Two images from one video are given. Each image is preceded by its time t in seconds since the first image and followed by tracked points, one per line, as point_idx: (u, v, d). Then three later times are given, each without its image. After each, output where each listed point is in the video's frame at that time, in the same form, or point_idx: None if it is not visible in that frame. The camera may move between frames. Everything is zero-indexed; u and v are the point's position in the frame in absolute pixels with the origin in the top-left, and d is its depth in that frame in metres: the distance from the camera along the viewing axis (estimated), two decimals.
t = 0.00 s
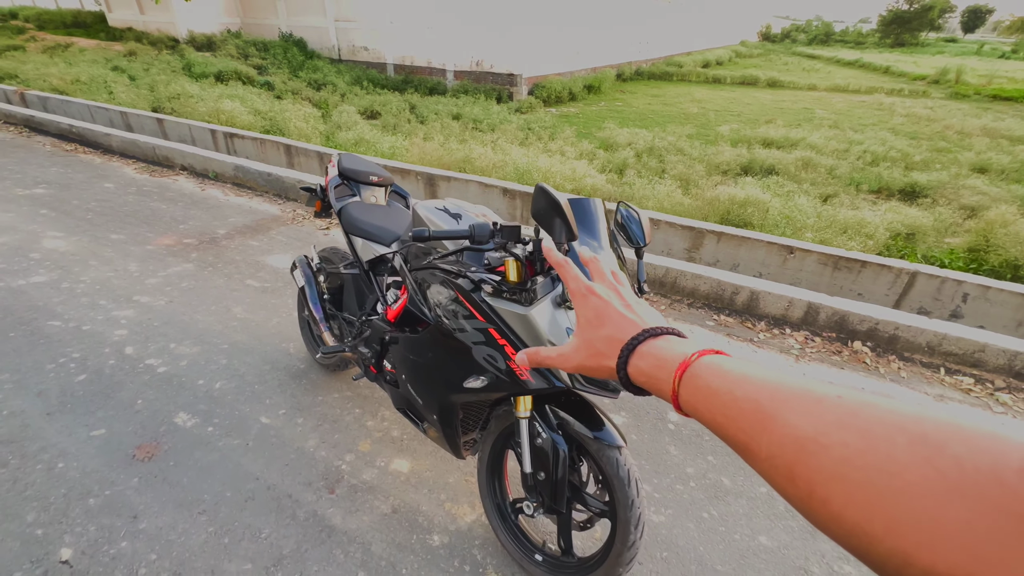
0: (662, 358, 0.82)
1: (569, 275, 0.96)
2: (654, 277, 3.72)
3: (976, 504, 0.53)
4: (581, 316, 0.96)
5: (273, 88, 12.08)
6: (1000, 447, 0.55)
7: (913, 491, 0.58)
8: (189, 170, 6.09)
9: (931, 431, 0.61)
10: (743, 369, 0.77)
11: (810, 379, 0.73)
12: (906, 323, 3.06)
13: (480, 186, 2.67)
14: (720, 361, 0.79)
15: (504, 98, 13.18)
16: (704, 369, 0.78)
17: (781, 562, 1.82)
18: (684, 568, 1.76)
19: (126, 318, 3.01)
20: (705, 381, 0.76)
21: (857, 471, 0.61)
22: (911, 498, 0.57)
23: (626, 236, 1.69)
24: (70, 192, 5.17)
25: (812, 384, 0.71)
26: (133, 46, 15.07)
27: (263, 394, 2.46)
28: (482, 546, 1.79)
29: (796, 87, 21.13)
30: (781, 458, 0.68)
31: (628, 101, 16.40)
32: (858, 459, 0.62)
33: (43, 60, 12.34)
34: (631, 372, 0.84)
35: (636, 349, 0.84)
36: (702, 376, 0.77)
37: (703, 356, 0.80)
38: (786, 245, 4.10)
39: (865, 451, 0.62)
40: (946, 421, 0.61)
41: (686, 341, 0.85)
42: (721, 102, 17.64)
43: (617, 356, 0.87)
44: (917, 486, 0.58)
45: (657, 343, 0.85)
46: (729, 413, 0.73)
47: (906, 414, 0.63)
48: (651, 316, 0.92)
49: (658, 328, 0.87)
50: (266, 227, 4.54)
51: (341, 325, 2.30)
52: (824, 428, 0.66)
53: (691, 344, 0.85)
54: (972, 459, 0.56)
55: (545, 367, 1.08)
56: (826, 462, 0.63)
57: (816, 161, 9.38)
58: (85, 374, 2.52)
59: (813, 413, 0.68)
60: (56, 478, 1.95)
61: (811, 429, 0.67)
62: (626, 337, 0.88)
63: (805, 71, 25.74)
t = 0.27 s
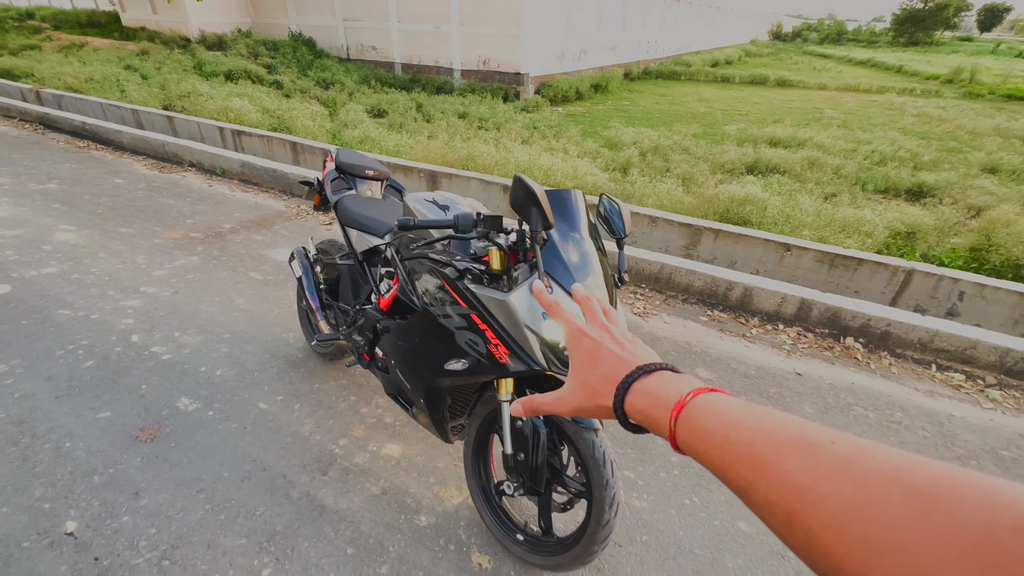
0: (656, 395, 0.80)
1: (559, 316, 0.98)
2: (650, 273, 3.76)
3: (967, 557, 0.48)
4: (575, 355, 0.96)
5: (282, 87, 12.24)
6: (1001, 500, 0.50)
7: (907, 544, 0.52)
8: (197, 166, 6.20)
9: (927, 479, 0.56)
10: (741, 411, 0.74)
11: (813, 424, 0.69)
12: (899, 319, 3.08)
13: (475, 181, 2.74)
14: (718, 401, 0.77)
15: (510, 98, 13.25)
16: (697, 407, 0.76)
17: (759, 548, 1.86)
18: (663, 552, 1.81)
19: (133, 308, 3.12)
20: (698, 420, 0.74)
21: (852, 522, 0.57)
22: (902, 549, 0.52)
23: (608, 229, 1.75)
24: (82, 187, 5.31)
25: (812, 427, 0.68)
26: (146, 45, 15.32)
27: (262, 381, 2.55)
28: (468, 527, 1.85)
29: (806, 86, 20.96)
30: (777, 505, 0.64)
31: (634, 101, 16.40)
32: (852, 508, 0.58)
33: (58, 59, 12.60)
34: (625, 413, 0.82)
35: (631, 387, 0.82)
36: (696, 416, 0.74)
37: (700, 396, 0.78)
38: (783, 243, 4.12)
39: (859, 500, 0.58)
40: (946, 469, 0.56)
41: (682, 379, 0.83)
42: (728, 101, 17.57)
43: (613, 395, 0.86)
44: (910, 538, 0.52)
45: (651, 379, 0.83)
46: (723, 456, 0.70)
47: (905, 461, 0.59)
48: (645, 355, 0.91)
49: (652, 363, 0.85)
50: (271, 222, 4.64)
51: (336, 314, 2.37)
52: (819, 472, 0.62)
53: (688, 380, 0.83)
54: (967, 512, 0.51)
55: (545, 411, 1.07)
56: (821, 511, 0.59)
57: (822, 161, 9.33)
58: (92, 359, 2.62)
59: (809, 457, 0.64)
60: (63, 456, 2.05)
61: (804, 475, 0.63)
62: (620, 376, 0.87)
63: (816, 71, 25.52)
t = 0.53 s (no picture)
0: (649, 382, 0.82)
1: (552, 284, 0.95)
2: (642, 262, 3.81)
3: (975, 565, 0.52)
4: (564, 329, 0.96)
5: (285, 80, 12.27)
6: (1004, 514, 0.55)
7: (909, 546, 0.57)
8: (200, 158, 6.28)
9: (933, 489, 0.61)
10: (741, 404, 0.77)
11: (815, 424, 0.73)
12: (886, 308, 3.11)
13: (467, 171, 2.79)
14: (714, 393, 0.80)
15: (513, 90, 13.22)
16: (699, 400, 0.78)
17: (735, 525, 1.92)
18: (641, 527, 1.88)
19: (136, 294, 3.20)
20: (701, 415, 0.76)
21: (854, 522, 0.61)
22: (906, 552, 0.57)
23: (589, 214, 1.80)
24: (88, 178, 5.41)
25: (811, 427, 0.72)
26: (151, 37, 15.39)
27: (260, 364, 2.63)
28: (454, 502, 1.93)
29: (813, 78, 20.72)
30: (776, 500, 0.68)
31: (638, 93, 16.30)
32: (857, 510, 0.62)
33: (64, 52, 12.71)
34: (615, 393, 0.84)
35: (623, 369, 0.84)
36: (698, 409, 0.77)
37: (698, 386, 0.80)
38: (776, 233, 4.14)
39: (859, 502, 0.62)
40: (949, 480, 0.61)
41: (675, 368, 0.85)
42: (733, 93, 17.43)
43: (601, 375, 0.88)
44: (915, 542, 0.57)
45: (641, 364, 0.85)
46: (723, 447, 0.73)
47: (907, 469, 0.64)
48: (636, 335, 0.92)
49: (644, 349, 0.87)
50: (271, 213, 4.71)
51: (330, 299, 2.45)
52: (822, 476, 0.66)
53: (681, 369, 0.85)
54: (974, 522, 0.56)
55: (525, 375, 1.09)
56: (823, 511, 0.64)
57: (825, 154, 9.28)
58: (96, 343, 2.71)
59: (814, 459, 0.68)
60: (68, 433, 2.13)
61: (808, 476, 0.67)
62: (610, 356, 0.88)
63: (823, 63, 25.21)
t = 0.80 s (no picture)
0: (634, 387, 0.81)
1: (549, 298, 0.94)
2: (644, 258, 3.84)
3: (939, 551, 0.51)
4: (558, 340, 0.95)
5: (294, 80, 12.42)
6: (966, 498, 0.54)
7: (874, 533, 0.56)
8: (212, 158, 6.40)
9: (899, 474, 0.59)
10: (719, 402, 0.76)
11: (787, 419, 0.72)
12: (887, 303, 3.12)
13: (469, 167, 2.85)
14: (693, 393, 0.79)
15: (520, 89, 13.26)
16: (673, 398, 0.78)
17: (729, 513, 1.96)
18: (636, 514, 1.93)
19: (149, 289, 3.30)
20: (674, 411, 0.76)
21: (822, 512, 0.60)
22: (873, 539, 0.55)
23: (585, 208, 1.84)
24: (102, 178, 5.54)
25: (783, 422, 0.71)
26: (163, 40, 15.62)
27: (268, 356, 2.71)
28: (454, 488, 1.99)
29: (823, 75, 20.50)
30: (747, 493, 0.66)
31: (646, 91, 16.27)
32: (824, 499, 0.60)
33: (79, 55, 12.95)
34: (604, 400, 0.83)
35: (611, 377, 0.83)
36: (673, 406, 0.76)
37: (678, 387, 0.80)
38: (779, 230, 4.15)
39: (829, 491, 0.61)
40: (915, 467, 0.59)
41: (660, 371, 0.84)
42: (741, 91, 17.33)
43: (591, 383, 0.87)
44: (881, 530, 0.55)
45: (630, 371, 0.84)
46: (698, 444, 0.72)
47: (875, 457, 0.62)
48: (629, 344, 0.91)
49: (634, 356, 0.85)
50: (280, 211, 4.81)
51: (335, 293, 2.52)
52: (793, 467, 0.65)
53: (663, 371, 0.84)
54: (938, 506, 0.54)
55: (522, 386, 1.08)
56: (792, 502, 0.62)
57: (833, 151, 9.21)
58: (112, 335, 2.81)
59: (782, 452, 0.67)
60: (86, 420, 2.23)
61: (779, 467, 0.65)
62: (600, 364, 0.87)
63: (834, 59, 24.94)
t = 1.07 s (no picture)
0: (639, 379, 0.84)
1: (557, 287, 0.99)
2: (644, 256, 3.89)
3: (932, 546, 0.52)
4: (565, 330, 0.99)
5: (297, 82, 12.49)
6: (962, 492, 0.55)
7: (870, 524, 0.57)
8: (217, 159, 6.45)
9: (899, 471, 0.61)
10: (724, 397, 0.78)
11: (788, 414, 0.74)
12: (884, 300, 3.17)
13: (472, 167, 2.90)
14: (699, 390, 0.81)
15: (521, 90, 13.31)
16: (681, 394, 0.80)
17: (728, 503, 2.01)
18: (637, 503, 1.98)
19: (159, 287, 3.37)
20: (680, 407, 0.78)
21: (822, 506, 0.62)
22: (868, 533, 0.57)
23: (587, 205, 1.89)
24: (110, 179, 5.62)
25: (788, 418, 0.73)
26: (167, 42, 15.70)
27: (276, 352, 2.77)
28: (459, 478, 2.04)
29: (825, 75, 20.48)
30: (749, 486, 0.68)
31: (647, 91, 16.31)
32: (824, 493, 0.62)
33: (83, 57, 13.03)
34: (608, 391, 0.85)
35: (616, 368, 0.86)
36: (679, 402, 0.79)
37: (684, 382, 0.82)
38: (778, 228, 4.20)
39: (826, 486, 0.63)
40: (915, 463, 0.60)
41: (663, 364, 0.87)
42: (743, 91, 17.35)
43: (596, 373, 0.90)
44: (877, 523, 0.57)
45: (635, 362, 0.87)
46: (701, 438, 0.74)
47: (875, 454, 0.64)
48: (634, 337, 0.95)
49: (639, 349, 0.89)
50: (285, 211, 4.87)
51: (342, 290, 2.57)
52: (795, 462, 0.67)
53: (671, 368, 0.87)
54: (934, 501, 0.56)
55: (526, 373, 1.10)
56: (793, 496, 0.64)
57: (835, 150, 9.23)
58: (123, 332, 2.87)
59: (782, 445, 0.69)
60: (100, 414, 2.28)
61: (780, 462, 0.67)
62: (607, 355, 0.91)
63: (836, 58, 24.92)
